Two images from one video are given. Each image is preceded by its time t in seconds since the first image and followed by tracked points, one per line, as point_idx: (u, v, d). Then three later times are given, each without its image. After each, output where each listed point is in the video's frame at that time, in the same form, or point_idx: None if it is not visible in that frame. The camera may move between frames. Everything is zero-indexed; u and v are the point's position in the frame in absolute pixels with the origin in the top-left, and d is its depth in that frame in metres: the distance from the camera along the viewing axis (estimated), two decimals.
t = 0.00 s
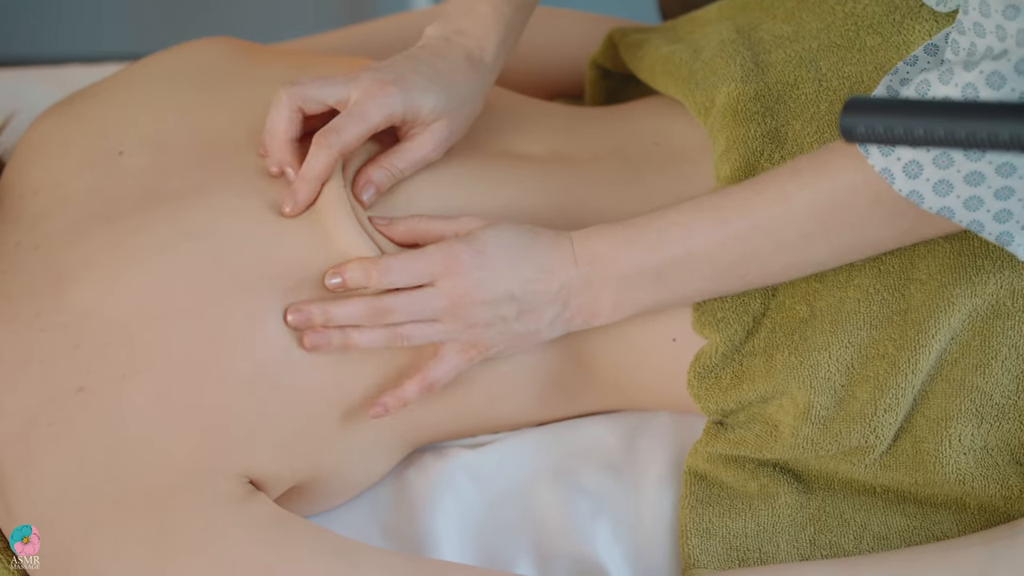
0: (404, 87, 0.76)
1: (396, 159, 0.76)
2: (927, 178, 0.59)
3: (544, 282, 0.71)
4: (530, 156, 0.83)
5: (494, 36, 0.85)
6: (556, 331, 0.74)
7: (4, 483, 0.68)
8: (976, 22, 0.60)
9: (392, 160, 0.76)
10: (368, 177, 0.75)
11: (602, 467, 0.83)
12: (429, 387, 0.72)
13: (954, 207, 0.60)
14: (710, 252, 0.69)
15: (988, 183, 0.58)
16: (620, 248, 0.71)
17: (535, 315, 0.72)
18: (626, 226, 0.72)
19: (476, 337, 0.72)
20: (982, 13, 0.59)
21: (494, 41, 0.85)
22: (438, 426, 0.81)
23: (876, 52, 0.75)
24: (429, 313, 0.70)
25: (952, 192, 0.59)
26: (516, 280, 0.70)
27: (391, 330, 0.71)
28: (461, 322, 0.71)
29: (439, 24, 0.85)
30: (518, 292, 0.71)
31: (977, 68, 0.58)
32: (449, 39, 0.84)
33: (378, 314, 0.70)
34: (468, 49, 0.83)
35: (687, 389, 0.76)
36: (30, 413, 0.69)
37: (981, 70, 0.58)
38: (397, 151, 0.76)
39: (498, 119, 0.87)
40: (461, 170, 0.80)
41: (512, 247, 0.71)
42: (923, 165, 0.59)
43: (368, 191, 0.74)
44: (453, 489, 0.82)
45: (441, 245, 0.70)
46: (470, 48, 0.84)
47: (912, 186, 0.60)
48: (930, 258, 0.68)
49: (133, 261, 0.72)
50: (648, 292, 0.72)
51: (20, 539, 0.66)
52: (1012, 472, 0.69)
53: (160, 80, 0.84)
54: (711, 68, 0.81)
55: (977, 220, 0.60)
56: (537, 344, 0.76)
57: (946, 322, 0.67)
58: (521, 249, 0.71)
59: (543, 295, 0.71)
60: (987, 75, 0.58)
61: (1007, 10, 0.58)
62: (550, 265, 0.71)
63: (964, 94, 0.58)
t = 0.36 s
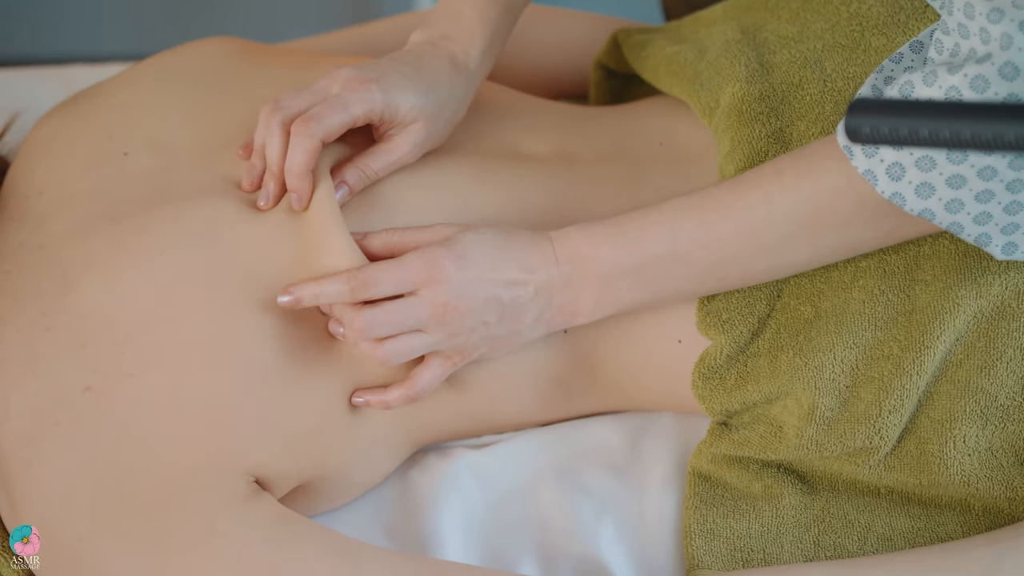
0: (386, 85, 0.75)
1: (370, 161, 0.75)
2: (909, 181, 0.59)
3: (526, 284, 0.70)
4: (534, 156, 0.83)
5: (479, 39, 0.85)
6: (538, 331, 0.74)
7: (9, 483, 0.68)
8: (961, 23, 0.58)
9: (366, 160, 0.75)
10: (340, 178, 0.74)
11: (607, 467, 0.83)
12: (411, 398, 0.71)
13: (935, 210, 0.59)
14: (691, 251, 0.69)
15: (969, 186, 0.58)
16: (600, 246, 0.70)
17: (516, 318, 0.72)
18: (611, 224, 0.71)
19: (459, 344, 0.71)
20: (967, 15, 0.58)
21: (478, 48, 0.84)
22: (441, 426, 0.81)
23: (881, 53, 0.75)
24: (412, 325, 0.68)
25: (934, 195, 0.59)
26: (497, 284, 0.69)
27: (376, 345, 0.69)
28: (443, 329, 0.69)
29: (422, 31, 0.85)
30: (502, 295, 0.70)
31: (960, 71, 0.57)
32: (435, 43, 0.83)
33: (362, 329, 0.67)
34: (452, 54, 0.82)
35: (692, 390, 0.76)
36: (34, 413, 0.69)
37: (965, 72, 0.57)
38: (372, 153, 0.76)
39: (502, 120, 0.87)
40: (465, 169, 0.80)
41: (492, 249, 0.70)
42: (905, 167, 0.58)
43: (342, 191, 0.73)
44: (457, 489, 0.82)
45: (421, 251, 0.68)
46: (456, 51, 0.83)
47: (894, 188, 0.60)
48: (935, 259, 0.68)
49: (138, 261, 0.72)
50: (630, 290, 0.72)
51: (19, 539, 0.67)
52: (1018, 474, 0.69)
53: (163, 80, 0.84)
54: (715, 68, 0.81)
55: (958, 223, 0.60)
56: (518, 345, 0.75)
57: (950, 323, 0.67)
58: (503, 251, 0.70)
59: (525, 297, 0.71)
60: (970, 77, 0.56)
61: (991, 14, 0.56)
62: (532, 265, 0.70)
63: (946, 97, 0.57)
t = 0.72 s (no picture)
0: (365, 92, 0.73)
1: (352, 163, 0.73)
2: (891, 178, 0.58)
3: (508, 276, 0.70)
4: (541, 157, 0.83)
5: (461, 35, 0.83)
6: (520, 324, 0.74)
7: (18, 480, 0.69)
8: (946, 21, 0.57)
9: (347, 162, 0.73)
10: (322, 181, 0.72)
11: (615, 467, 0.83)
12: (396, 396, 0.70)
13: (915, 207, 0.59)
14: (676, 249, 0.69)
15: (950, 184, 0.57)
16: (580, 239, 0.70)
17: (501, 310, 0.72)
18: (589, 220, 0.71)
19: (445, 339, 0.71)
20: (953, 14, 0.56)
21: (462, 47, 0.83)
22: (448, 427, 0.81)
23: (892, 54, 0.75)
24: (403, 325, 0.68)
25: (915, 192, 0.58)
26: (479, 277, 0.69)
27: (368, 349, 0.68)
28: (430, 325, 0.69)
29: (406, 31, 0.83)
30: (487, 289, 0.70)
31: (945, 69, 0.56)
32: (419, 44, 0.81)
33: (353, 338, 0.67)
34: (436, 54, 0.81)
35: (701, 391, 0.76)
36: (43, 410, 0.69)
37: (949, 71, 0.55)
38: (354, 155, 0.74)
39: (510, 119, 0.87)
40: (474, 167, 0.79)
41: (472, 242, 0.69)
42: (888, 164, 0.58)
43: (324, 194, 0.72)
44: (466, 490, 0.82)
45: (402, 247, 0.68)
46: (439, 51, 0.81)
47: (875, 184, 0.59)
48: (947, 261, 0.68)
49: (145, 260, 0.73)
50: (612, 284, 0.72)
51: (19, 539, 0.68)
52: None
53: (170, 79, 0.85)
54: (725, 69, 0.81)
55: (936, 220, 0.59)
56: (503, 336, 0.75)
57: (961, 325, 0.67)
58: (485, 244, 0.70)
59: (508, 290, 0.71)
60: (954, 77, 0.55)
61: (977, 13, 0.55)
62: (513, 259, 0.70)
63: (930, 96, 0.56)
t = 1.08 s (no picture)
0: (361, 89, 0.72)
1: (345, 162, 0.73)
2: (884, 178, 0.58)
3: (504, 276, 0.69)
4: (553, 158, 0.83)
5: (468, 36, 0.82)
6: (512, 326, 0.72)
7: (32, 477, 0.69)
8: (942, 23, 0.55)
9: (340, 162, 0.73)
10: (313, 178, 0.72)
11: (626, 468, 0.83)
12: (380, 386, 0.69)
13: (908, 207, 0.59)
14: (669, 251, 0.68)
15: (942, 187, 0.57)
16: (572, 241, 0.69)
17: (495, 311, 0.70)
18: (576, 223, 0.70)
19: (435, 339, 0.69)
20: (948, 16, 0.54)
21: (461, 51, 0.81)
22: (457, 427, 0.81)
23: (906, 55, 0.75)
24: (390, 319, 0.67)
25: (907, 193, 0.58)
26: (477, 275, 0.68)
27: (353, 339, 0.67)
28: (418, 324, 0.68)
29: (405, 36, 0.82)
30: (481, 288, 0.68)
31: (940, 72, 0.54)
32: (417, 49, 0.80)
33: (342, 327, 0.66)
34: (433, 59, 0.80)
35: (713, 393, 0.75)
36: (56, 408, 0.69)
37: (944, 73, 0.54)
38: (348, 154, 0.73)
39: (522, 119, 0.87)
40: (486, 167, 0.80)
41: (469, 242, 0.69)
42: (881, 165, 0.58)
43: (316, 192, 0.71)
44: (476, 490, 0.82)
45: (398, 247, 0.67)
46: (439, 55, 0.80)
47: (868, 184, 0.59)
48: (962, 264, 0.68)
49: (156, 258, 0.73)
50: (605, 286, 0.71)
51: (20, 539, 0.72)
52: None
53: (181, 77, 0.85)
54: (739, 70, 0.81)
55: (928, 221, 0.59)
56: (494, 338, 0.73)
57: (975, 327, 0.67)
58: (483, 246, 0.69)
59: (503, 289, 0.69)
60: (949, 80, 0.53)
61: (973, 16, 0.52)
62: (509, 259, 0.69)
63: (926, 98, 0.54)
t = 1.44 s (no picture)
0: (362, 85, 0.72)
1: (339, 163, 0.73)
2: (879, 182, 0.59)
3: (501, 278, 0.68)
4: (567, 159, 0.83)
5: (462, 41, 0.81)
6: (506, 330, 0.72)
7: (47, 473, 0.70)
8: (936, 26, 0.56)
9: (334, 162, 0.73)
10: (307, 179, 0.72)
11: (638, 469, 0.83)
12: (376, 390, 0.69)
13: (903, 212, 0.59)
14: (663, 254, 0.68)
15: (937, 191, 0.57)
16: (567, 242, 0.69)
17: (492, 314, 0.69)
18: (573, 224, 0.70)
19: (430, 341, 0.69)
20: (943, 19, 0.56)
21: (460, 53, 0.81)
22: (468, 427, 0.81)
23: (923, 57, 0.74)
24: (384, 315, 0.67)
25: (902, 198, 0.58)
26: (473, 276, 0.67)
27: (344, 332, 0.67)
28: (414, 324, 0.68)
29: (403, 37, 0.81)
30: (479, 290, 0.68)
31: (935, 76, 0.56)
32: (415, 50, 0.79)
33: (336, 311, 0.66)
34: (433, 60, 0.79)
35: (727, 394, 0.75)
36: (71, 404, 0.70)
37: (940, 77, 0.56)
38: (343, 155, 0.73)
39: (537, 119, 0.87)
40: (500, 167, 0.79)
41: (467, 242, 0.68)
42: (877, 168, 0.58)
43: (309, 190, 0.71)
44: (488, 489, 0.82)
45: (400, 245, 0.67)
46: (434, 57, 0.79)
47: (863, 188, 0.60)
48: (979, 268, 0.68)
49: (171, 256, 0.73)
50: (601, 287, 0.70)
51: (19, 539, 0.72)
52: None
53: (195, 75, 0.85)
54: (755, 72, 0.81)
55: (922, 226, 0.59)
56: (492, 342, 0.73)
57: (990, 331, 0.67)
58: (478, 247, 0.68)
59: (499, 291, 0.68)
60: (945, 84, 0.55)
61: (968, 19, 0.54)
62: (505, 260, 0.68)
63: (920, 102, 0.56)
